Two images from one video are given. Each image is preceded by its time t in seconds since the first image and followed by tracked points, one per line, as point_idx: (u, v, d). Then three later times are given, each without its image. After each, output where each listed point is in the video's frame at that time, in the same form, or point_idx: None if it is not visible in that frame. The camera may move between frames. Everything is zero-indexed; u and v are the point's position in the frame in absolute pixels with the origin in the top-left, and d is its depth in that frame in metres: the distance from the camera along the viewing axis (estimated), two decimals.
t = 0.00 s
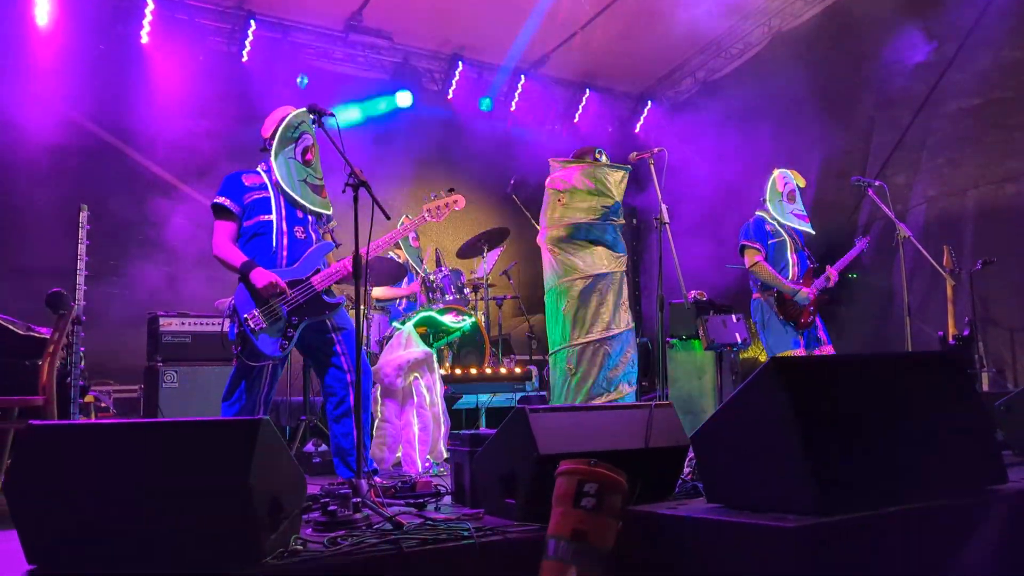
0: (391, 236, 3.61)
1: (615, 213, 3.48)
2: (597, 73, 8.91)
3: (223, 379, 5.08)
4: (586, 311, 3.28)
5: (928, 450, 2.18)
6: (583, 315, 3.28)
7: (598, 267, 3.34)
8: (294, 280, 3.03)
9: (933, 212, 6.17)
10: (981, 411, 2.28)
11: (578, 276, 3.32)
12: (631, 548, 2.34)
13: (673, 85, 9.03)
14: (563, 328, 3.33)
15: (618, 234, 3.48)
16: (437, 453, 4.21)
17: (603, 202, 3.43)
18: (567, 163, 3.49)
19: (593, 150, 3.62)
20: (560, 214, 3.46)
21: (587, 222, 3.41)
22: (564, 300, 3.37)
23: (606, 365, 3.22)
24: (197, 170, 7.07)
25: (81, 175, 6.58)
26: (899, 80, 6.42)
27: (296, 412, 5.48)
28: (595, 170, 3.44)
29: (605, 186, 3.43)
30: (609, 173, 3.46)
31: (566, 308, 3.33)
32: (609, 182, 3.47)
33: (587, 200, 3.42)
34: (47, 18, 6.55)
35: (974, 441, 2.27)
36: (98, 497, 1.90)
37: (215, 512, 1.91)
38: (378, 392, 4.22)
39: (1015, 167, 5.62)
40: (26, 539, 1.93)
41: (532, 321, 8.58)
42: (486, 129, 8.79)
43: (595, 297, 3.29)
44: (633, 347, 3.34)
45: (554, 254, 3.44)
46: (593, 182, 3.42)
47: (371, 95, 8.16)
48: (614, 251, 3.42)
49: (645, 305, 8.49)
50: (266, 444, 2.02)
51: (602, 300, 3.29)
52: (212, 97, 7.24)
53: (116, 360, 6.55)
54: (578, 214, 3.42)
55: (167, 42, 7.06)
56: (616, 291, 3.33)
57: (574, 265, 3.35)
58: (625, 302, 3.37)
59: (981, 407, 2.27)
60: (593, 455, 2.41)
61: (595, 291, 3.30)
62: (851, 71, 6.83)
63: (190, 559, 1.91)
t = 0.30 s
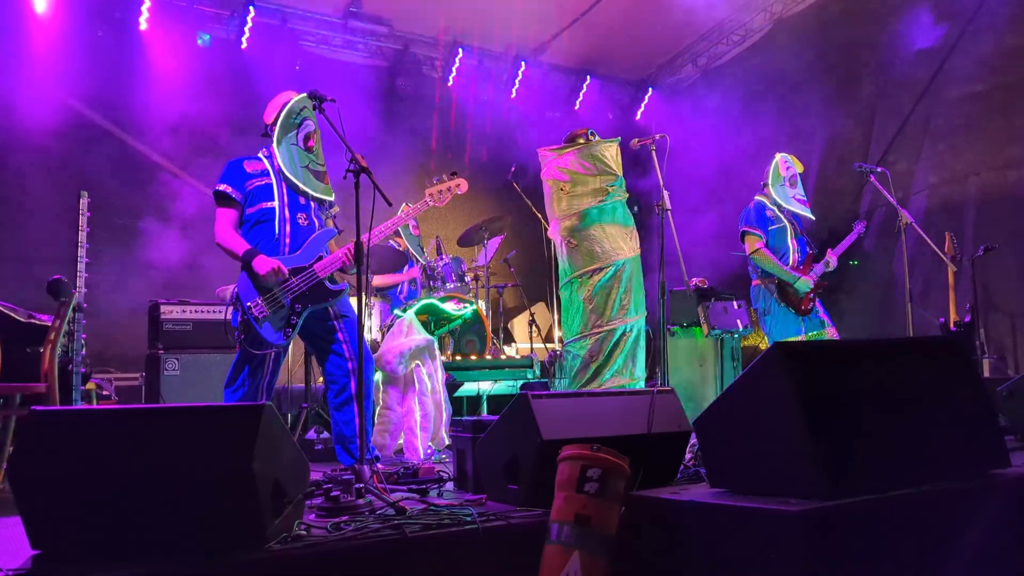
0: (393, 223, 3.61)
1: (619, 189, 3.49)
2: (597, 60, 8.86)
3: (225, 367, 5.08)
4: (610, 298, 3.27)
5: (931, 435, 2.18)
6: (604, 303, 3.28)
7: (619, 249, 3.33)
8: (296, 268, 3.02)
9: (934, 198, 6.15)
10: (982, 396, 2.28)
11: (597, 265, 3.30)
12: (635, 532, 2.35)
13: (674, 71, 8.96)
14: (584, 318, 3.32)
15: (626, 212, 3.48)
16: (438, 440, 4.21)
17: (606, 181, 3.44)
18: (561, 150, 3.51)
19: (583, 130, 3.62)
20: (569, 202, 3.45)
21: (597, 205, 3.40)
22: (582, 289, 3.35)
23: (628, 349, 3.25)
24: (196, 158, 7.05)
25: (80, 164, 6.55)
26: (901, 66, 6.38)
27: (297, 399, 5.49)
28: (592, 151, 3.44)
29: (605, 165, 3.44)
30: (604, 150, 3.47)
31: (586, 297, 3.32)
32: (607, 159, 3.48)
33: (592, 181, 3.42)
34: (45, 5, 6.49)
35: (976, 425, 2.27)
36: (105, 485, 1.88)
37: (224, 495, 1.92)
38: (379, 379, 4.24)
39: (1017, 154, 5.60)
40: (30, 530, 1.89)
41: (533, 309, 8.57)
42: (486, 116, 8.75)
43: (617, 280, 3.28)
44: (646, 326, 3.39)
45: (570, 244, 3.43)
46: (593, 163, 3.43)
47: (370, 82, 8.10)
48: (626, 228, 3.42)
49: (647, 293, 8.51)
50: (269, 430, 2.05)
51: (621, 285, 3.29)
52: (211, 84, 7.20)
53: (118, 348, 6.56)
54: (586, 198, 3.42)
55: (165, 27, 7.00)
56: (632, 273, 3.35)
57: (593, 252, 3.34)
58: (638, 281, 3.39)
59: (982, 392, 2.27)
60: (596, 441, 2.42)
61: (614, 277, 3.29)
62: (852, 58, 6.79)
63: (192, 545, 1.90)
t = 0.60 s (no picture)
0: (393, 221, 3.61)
1: (603, 194, 3.37)
2: (598, 57, 8.86)
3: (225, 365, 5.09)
4: (604, 299, 3.25)
5: (931, 434, 2.18)
6: (591, 309, 3.28)
7: (609, 252, 3.31)
8: (296, 266, 3.01)
9: (934, 196, 6.16)
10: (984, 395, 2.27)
11: (581, 273, 3.31)
12: (635, 529, 2.36)
13: (675, 69, 8.95)
14: (580, 322, 3.35)
15: (619, 215, 3.39)
16: (439, 438, 4.20)
17: (584, 190, 3.36)
18: (542, 161, 3.50)
19: (573, 132, 3.53)
20: (550, 214, 3.49)
21: (575, 216, 3.38)
22: (571, 296, 3.39)
23: (621, 354, 3.21)
24: (196, 156, 7.04)
25: (80, 162, 6.55)
26: (901, 64, 6.37)
27: (298, 397, 5.50)
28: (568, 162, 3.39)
29: (581, 174, 3.36)
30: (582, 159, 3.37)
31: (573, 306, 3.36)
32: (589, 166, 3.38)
33: (569, 192, 3.40)
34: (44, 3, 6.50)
35: (977, 424, 2.27)
36: (104, 483, 1.88)
37: (223, 494, 1.92)
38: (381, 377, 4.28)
39: (1017, 152, 5.60)
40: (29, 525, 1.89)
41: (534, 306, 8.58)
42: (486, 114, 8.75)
43: (605, 284, 3.26)
44: (649, 329, 3.31)
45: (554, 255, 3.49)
46: (568, 174, 3.38)
47: (371, 80, 8.10)
48: (618, 230, 3.36)
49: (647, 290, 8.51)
50: (270, 429, 2.04)
51: (610, 290, 3.25)
52: (211, 82, 7.19)
53: (118, 346, 6.56)
54: (564, 211, 3.42)
55: (165, 25, 7.02)
56: (626, 277, 3.29)
57: (575, 261, 3.37)
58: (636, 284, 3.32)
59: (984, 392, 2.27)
60: (597, 439, 2.43)
61: (600, 284, 3.26)
62: (853, 56, 6.78)
63: (195, 542, 1.92)
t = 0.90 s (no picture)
0: (394, 223, 3.61)
1: (598, 190, 3.42)
2: (599, 60, 8.86)
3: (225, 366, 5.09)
4: (580, 297, 3.27)
5: (932, 435, 2.19)
6: (568, 303, 3.29)
7: (592, 248, 3.32)
8: (297, 267, 3.02)
9: (934, 199, 6.16)
10: (984, 397, 2.27)
11: (561, 264, 3.34)
12: (635, 531, 2.35)
13: (675, 71, 8.95)
14: (557, 317, 3.34)
15: (611, 214, 3.41)
16: (438, 440, 4.23)
17: (579, 182, 3.43)
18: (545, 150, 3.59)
19: (581, 129, 3.63)
20: (544, 203, 3.53)
21: (565, 206, 3.42)
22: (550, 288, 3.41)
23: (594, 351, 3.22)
24: (196, 157, 7.04)
25: (81, 163, 6.56)
26: (901, 67, 6.38)
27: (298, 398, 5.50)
28: (570, 152, 3.47)
29: (579, 165, 3.44)
30: (584, 151, 3.46)
31: (552, 297, 3.38)
32: (588, 160, 3.45)
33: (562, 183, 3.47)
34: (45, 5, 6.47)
35: (979, 426, 2.27)
36: (105, 483, 1.88)
37: (222, 494, 1.92)
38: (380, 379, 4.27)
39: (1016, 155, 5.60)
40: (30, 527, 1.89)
41: (533, 308, 8.58)
42: (486, 116, 8.76)
43: (584, 283, 3.28)
44: (629, 333, 3.30)
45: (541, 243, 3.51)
46: (568, 163, 3.46)
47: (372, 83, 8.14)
48: (608, 230, 3.37)
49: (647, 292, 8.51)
50: (271, 428, 2.05)
51: (589, 287, 3.27)
52: (210, 84, 7.21)
53: (118, 347, 6.56)
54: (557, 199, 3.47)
55: (165, 26, 6.99)
56: (607, 277, 3.30)
57: (556, 254, 3.39)
58: (618, 286, 3.32)
59: (986, 394, 2.27)
60: (596, 439, 2.43)
61: (580, 278, 3.29)
62: (852, 59, 6.79)
63: (196, 542, 1.92)
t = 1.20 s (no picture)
0: (395, 231, 3.61)
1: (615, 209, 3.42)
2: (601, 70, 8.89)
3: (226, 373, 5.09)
4: (585, 306, 3.27)
5: (936, 442, 2.19)
6: (573, 310, 3.29)
7: (600, 261, 3.33)
8: (299, 273, 3.06)
9: (936, 210, 6.17)
10: (985, 404, 2.29)
11: (570, 271, 3.33)
12: (638, 539, 2.32)
13: (676, 82, 8.94)
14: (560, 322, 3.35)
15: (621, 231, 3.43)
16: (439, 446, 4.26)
17: (600, 196, 3.40)
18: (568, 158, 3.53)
19: (603, 145, 3.62)
20: (557, 207, 3.48)
21: (582, 216, 3.39)
22: (555, 293, 3.39)
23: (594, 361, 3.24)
24: (199, 165, 7.07)
25: (84, 171, 6.59)
26: (901, 78, 6.42)
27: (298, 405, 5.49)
28: (596, 164, 3.44)
29: (604, 181, 3.42)
30: (609, 168, 3.45)
31: (556, 301, 3.37)
32: (610, 177, 3.44)
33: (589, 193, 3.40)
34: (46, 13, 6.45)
35: (981, 433, 2.28)
36: (107, 487, 1.88)
37: (225, 496, 1.91)
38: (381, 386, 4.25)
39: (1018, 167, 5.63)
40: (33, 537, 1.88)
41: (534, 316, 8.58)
42: (489, 126, 8.80)
43: (591, 294, 3.28)
44: (628, 346, 3.33)
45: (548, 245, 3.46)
46: (591, 175, 3.42)
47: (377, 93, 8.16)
48: (616, 245, 3.37)
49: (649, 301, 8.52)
50: (274, 433, 2.06)
51: (596, 298, 3.28)
52: (213, 92, 7.25)
53: (119, 353, 6.56)
54: (575, 207, 3.42)
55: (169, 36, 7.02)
56: (612, 290, 3.32)
57: (567, 259, 3.36)
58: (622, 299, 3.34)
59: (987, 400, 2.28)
60: (598, 444, 2.43)
61: (589, 289, 3.29)
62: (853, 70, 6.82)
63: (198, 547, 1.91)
